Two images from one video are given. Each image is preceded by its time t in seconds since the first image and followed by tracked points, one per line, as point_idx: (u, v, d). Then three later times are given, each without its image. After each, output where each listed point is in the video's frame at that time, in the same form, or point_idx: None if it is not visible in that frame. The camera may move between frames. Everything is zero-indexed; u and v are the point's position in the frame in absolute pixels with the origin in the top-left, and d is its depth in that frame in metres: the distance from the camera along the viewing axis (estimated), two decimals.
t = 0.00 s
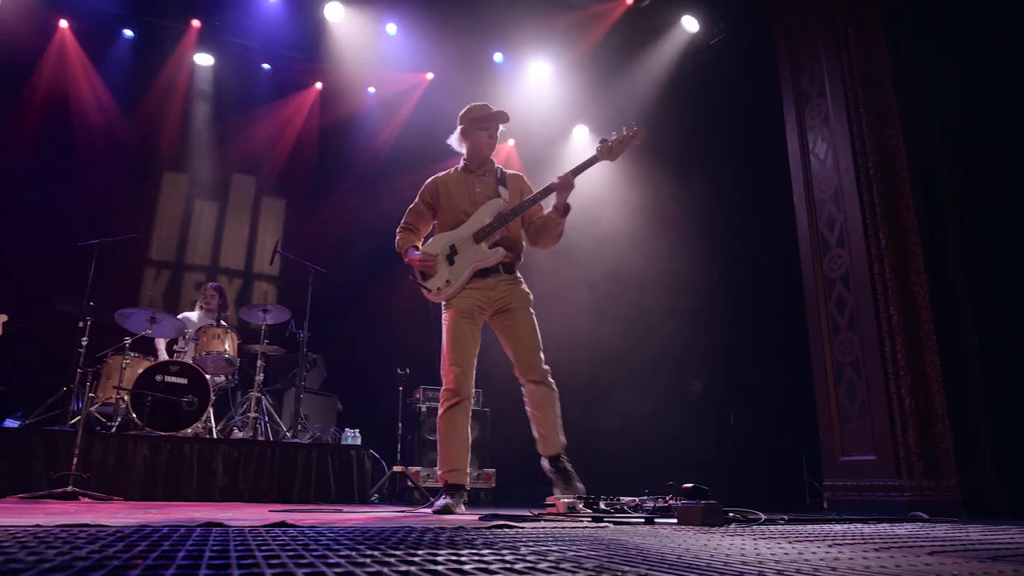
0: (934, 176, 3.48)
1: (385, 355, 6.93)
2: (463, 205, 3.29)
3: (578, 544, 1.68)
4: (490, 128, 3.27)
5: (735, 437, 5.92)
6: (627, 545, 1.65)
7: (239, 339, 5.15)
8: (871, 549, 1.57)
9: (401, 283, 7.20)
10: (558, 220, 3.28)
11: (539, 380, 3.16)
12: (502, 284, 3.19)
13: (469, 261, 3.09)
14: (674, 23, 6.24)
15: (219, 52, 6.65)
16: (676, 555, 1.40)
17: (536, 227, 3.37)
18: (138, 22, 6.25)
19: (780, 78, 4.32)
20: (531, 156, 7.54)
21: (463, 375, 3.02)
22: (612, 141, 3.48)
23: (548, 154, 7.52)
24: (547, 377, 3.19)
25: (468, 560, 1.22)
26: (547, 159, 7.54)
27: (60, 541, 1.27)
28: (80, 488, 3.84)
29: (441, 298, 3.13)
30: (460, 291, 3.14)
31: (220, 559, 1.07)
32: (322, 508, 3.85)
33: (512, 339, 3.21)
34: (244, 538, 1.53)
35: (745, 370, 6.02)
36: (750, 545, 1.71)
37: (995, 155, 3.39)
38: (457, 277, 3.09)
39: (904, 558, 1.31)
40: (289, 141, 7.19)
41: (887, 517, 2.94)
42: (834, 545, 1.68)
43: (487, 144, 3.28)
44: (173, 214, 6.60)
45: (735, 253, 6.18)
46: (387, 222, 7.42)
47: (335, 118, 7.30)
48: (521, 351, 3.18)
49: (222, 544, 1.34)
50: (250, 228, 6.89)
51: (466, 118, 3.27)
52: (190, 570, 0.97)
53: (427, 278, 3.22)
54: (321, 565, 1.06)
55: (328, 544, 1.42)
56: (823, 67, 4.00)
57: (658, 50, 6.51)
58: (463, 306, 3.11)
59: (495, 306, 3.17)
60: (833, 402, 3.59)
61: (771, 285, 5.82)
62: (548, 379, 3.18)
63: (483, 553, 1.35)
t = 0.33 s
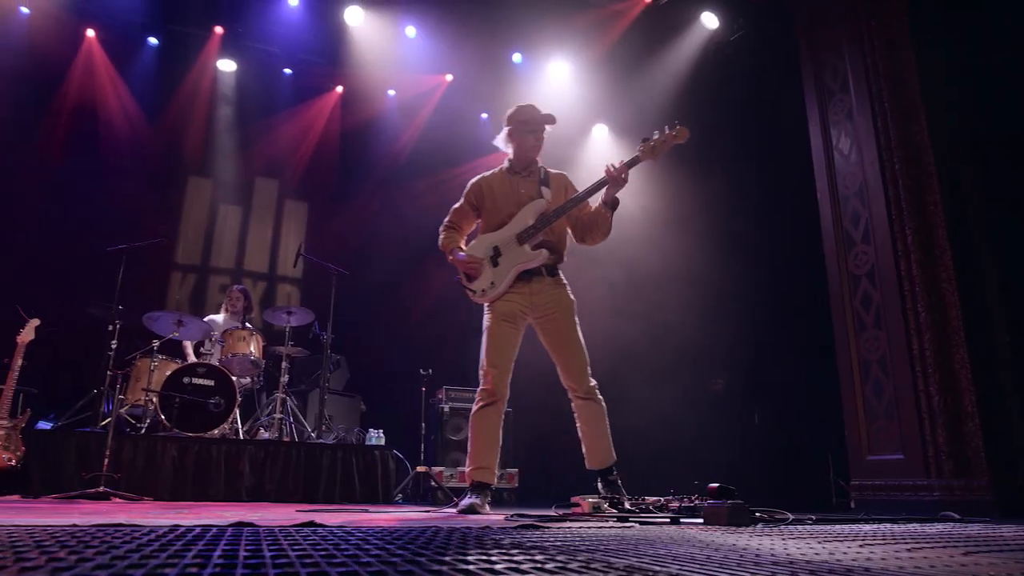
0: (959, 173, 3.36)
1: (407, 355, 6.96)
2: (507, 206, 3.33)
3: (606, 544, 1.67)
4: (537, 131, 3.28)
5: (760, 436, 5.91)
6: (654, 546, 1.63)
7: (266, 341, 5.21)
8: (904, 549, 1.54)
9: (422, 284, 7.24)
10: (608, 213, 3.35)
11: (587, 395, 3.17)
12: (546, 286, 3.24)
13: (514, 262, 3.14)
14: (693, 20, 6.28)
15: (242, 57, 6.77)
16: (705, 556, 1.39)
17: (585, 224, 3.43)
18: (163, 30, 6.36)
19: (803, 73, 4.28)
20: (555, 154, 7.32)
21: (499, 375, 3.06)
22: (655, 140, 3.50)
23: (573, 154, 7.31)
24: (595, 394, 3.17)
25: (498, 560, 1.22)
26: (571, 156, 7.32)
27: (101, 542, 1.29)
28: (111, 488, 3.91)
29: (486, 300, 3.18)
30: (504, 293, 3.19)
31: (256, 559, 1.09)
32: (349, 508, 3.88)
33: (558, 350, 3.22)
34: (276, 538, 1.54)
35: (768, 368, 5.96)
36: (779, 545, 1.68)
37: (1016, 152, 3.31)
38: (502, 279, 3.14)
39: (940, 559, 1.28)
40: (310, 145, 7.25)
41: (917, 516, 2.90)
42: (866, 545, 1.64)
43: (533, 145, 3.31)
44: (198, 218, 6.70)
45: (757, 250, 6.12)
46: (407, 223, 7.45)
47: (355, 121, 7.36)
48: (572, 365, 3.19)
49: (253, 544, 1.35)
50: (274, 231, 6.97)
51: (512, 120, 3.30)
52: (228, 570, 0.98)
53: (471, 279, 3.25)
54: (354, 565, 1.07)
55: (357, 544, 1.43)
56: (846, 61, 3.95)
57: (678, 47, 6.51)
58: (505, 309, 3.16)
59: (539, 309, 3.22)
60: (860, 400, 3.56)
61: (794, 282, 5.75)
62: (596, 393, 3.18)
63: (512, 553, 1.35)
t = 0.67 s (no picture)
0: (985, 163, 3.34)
1: (430, 356, 6.99)
2: (546, 209, 3.33)
3: (631, 544, 1.66)
4: (579, 136, 3.28)
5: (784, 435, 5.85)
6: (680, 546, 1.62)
7: (289, 342, 5.25)
8: (936, 549, 1.50)
9: (442, 284, 7.27)
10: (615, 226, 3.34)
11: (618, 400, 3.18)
12: (581, 291, 3.25)
13: (551, 265, 3.14)
14: (712, 16, 6.22)
15: (263, 62, 6.84)
16: (732, 557, 1.37)
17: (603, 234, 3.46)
18: (186, 36, 6.46)
19: (825, 67, 4.23)
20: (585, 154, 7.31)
21: (530, 376, 3.07)
22: (693, 143, 3.51)
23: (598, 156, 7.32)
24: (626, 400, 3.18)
25: (525, 559, 1.23)
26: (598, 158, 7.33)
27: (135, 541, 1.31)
28: (141, 488, 3.97)
29: (522, 302, 3.19)
30: (539, 297, 3.20)
31: (289, 559, 1.11)
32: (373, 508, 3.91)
33: (592, 355, 3.23)
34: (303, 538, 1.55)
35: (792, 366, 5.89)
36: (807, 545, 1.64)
37: None
38: (538, 282, 3.14)
39: (977, 559, 1.25)
40: (331, 147, 7.31)
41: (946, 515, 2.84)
42: (897, 546, 1.60)
43: (574, 149, 3.31)
44: (221, 222, 6.80)
45: (779, 248, 6.04)
46: (427, 224, 7.46)
47: (376, 124, 7.43)
48: (605, 372, 3.20)
49: (283, 544, 1.37)
50: (296, 233, 7.05)
51: (554, 124, 3.30)
52: (261, 569, 0.99)
53: (508, 281, 3.26)
54: (385, 564, 1.08)
55: (385, 544, 1.43)
56: (869, 57, 3.89)
57: (698, 43, 6.45)
58: (540, 313, 3.18)
59: (574, 313, 3.22)
60: (886, 398, 3.51)
61: (817, 279, 5.68)
62: (626, 400, 3.19)
63: (539, 553, 1.36)
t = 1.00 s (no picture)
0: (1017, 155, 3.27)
1: (454, 356, 7.01)
2: (552, 200, 3.33)
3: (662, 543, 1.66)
4: (590, 128, 3.26)
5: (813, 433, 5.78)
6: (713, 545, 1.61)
7: (316, 344, 5.32)
8: (975, 549, 1.48)
9: (463, 284, 7.29)
10: (621, 218, 3.36)
11: (631, 388, 3.14)
12: (589, 279, 3.23)
13: (555, 255, 3.13)
14: (734, 12, 6.10)
15: (287, 67, 6.97)
16: (769, 557, 1.36)
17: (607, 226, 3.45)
18: (211, 43, 6.58)
19: (852, 61, 4.17)
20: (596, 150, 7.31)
21: (541, 372, 3.07)
22: (704, 134, 3.48)
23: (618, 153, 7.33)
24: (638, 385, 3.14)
25: (557, 558, 1.23)
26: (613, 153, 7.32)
27: (174, 540, 1.33)
28: (174, 488, 4.05)
29: (527, 291, 3.18)
30: (546, 287, 3.19)
31: (323, 557, 1.13)
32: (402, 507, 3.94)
33: (602, 345, 3.20)
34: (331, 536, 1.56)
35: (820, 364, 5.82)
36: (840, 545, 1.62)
37: None
38: (543, 271, 3.14)
39: (1018, 560, 1.23)
40: (355, 150, 7.37)
41: (984, 515, 2.77)
42: (934, 546, 1.58)
43: (582, 140, 3.31)
44: (247, 225, 6.89)
45: (805, 244, 5.97)
46: (450, 224, 7.48)
47: (399, 126, 7.48)
48: (615, 359, 3.16)
49: (313, 543, 1.40)
50: (321, 235, 7.13)
51: (564, 114, 3.28)
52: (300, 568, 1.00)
53: (511, 271, 3.26)
54: (420, 563, 1.09)
55: (415, 543, 1.44)
56: (896, 50, 3.82)
57: (721, 37, 6.34)
58: (547, 305, 3.16)
59: (580, 304, 3.21)
60: (918, 395, 3.44)
61: (844, 274, 5.59)
62: (640, 387, 3.14)
63: (569, 552, 1.36)
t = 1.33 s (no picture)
0: None
1: (477, 356, 7.03)
2: (561, 197, 3.32)
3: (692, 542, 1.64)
4: (595, 121, 3.26)
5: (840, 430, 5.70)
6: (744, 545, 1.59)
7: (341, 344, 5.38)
8: (1014, 549, 1.45)
9: (483, 283, 7.31)
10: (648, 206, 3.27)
11: (649, 384, 3.11)
12: (604, 276, 3.22)
13: (568, 253, 3.12)
14: (756, 4, 6.13)
15: (310, 72, 7.08)
16: (802, 556, 1.34)
17: (626, 219, 3.38)
18: (235, 48, 6.72)
19: (877, 53, 4.11)
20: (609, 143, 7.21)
21: (559, 372, 3.07)
22: (709, 120, 3.41)
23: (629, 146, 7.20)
24: (656, 380, 3.12)
25: (589, 557, 1.24)
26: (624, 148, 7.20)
27: (208, 539, 1.35)
28: (204, 488, 4.11)
29: (541, 291, 3.18)
30: (560, 285, 3.18)
31: (356, 556, 1.15)
32: (428, 505, 3.96)
33: (618, 341, 3.18)
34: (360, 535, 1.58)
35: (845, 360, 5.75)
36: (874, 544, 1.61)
37: None
38: (556, 270, 3.12)
39: None
40: (377, 151, 7.41)
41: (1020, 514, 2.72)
42: (972, 545, 1.55)
43: (590, 135, 3.31)
44: (271, 228, 6.98)
45: (831, 240, 5.90)
46: (471, 223, 7.49)
47: (422, 129, 7.49)
48: (631, 357, 3.15)
49: (340, 541, 1.43)
50: (344, 237, 7.20)
51: (570, 109, 3.28)
52: (332, 567, 1.02)
53: (525, 271, 3.25)
54: (452, 562, 1.11)
55: (444, 542, 1.46)
56: (923, 43, 3.75)
57: (743, 32, 6.36)
58: (562, 304, 3.15)
59: (595, 301, 3.19)
60: (949, 393, 3.38)
61: (869, 268, 5.52)
62: (658, 383, 3.12)
63: (598, 551, 1.36)
